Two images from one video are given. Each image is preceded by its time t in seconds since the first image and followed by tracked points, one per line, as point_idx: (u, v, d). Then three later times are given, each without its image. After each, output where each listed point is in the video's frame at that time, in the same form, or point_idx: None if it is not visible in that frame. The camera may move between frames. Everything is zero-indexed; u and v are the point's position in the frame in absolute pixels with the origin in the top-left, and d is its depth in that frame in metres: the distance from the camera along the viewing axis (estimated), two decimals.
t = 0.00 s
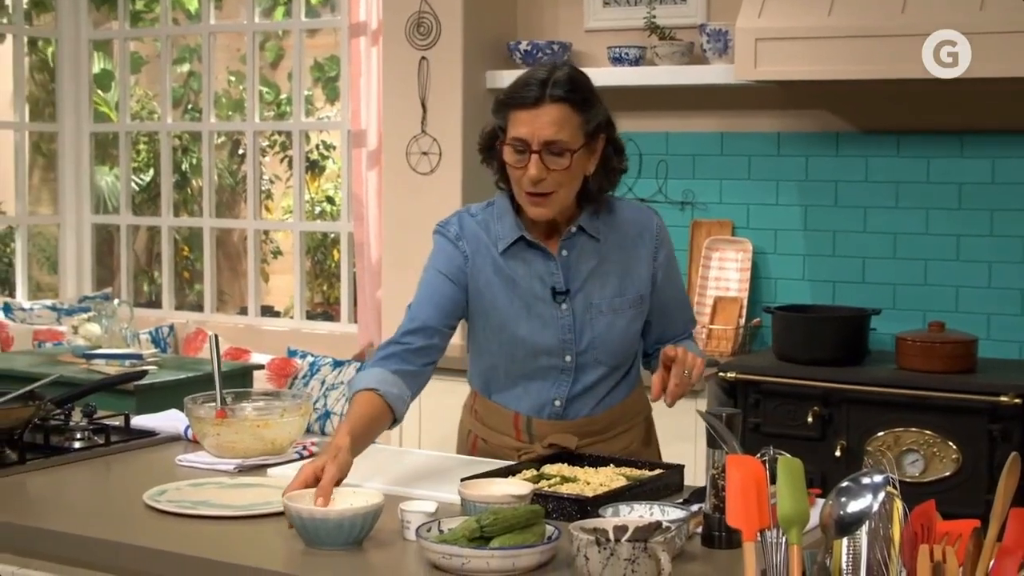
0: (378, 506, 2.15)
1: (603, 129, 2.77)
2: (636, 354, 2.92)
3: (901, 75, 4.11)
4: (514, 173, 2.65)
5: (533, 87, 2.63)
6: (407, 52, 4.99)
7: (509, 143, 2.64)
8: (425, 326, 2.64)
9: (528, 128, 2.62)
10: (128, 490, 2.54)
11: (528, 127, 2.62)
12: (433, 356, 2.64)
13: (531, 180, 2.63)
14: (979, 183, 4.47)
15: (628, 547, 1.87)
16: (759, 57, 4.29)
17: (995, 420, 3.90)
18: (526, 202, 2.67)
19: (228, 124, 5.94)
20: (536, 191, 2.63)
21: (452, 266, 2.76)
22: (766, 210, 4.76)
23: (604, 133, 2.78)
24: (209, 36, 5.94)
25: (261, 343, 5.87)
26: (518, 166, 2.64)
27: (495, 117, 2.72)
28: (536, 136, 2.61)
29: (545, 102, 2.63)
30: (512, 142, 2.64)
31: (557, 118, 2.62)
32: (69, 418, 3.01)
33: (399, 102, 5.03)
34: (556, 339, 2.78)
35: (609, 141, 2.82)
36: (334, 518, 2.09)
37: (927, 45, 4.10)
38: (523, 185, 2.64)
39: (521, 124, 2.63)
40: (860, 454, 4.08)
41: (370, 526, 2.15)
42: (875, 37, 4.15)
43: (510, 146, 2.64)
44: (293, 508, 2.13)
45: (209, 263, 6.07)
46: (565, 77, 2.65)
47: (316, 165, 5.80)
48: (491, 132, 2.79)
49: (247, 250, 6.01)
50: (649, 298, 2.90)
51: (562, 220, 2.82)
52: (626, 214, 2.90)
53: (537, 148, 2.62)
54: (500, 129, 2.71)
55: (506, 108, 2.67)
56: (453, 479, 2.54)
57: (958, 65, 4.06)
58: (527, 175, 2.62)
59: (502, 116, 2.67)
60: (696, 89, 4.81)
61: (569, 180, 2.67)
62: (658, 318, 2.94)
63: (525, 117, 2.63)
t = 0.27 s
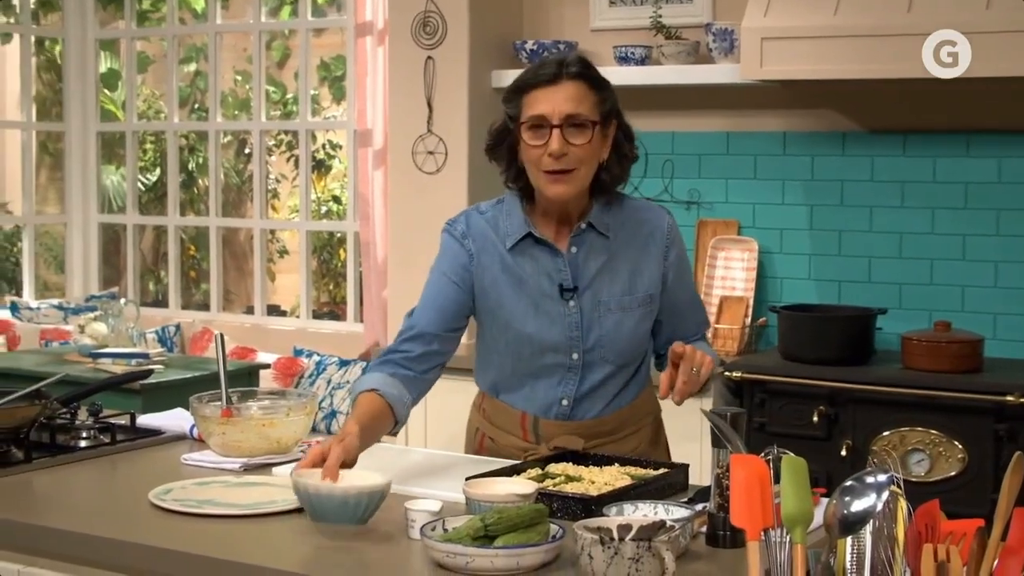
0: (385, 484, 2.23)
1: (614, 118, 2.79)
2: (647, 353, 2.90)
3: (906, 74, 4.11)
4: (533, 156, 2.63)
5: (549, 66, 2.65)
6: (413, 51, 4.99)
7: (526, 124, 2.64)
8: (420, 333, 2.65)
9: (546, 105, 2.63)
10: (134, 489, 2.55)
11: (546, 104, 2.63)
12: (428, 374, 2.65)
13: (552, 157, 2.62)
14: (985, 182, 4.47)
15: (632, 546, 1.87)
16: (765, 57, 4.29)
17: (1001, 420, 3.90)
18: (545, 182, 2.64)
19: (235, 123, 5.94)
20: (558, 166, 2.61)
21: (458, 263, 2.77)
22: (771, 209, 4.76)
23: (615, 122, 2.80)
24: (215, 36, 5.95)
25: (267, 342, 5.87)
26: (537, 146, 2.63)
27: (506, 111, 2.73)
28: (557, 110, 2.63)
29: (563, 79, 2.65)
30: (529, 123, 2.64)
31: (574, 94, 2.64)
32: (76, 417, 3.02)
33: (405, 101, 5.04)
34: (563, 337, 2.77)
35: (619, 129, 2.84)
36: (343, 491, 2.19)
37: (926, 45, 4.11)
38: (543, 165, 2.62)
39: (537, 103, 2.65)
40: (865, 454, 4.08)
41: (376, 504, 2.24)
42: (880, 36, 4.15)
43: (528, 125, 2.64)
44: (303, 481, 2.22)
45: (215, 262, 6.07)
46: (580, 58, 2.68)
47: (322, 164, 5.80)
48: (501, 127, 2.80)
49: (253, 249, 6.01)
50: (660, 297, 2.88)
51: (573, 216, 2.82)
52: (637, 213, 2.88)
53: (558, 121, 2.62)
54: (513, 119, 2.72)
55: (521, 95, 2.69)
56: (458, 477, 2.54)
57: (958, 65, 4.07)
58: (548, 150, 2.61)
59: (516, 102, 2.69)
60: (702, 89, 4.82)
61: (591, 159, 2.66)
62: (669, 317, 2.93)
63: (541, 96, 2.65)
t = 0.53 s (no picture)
0: (406, 416, 2.32)
1: (615, 112, 2.78)
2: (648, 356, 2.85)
3: (909, 74, 4.12)
4: (540, 143, 2.63)
5: (554, 58, 2.66)
6: (416, 52, 5.00)
7: (533, 114, 2.65)
8: (407, 340, 2.77)
9: (553, 95, 2.64)
10: (138, 488, 2.56)
11: (553, 95, 2.63)
12: (423, 382, 2.78)
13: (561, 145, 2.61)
14: (988, 183, 4.48)
15: (634, 546, 1.87)
16: (767, 57, 4.30)
17: (1004, 420, 3.90)
18: (553, 171, 2.63)
19: (238, 124, 5.94)
20: (568, 154, 2.61)
21: (454, 260, 2.84)
22: (774, 210, 4.76)
23: (616, 116, 2.79)
24: (218, 37, 5.95)
25: (270, 343, 5.88)
26: (545, 135, 2.63)
27: (510, 102, 2.74)
28: (564, 100, 2.63)
29: (568, 69, 2.65)
30: (536, 113, 2.65)
31: (580, 84, 2.65)
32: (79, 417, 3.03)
33: (408, 102, 5.04)
34: (556, 333, 2.76)
35: (619, 123, 2.83)
36: (366, 420, 2.27)
37: (927, 45, 4.11)
38: (552, 153, 2.62)
39: (543, 94, 2.65)
40: (867, 455, 4.08)
41: (397, 434, 2.33)
42: (883, 37, 4.16)
43: (535, 115, 2.64)
44: (325, 412, 2.30)
45: (218, 262, 6.07)
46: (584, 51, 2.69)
47: (325, 165, 5.80)
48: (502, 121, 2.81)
49: (256, 250, 6.01)
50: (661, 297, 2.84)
51: (572, 213, 2.81)
52: (639, 213, 2.86)
53: (565, 110, 2.63)
54: (516, 111, 2.72)
55: (526, 86, 2.69)
56: (460, 477, 2.54)
57: (959, 64, 4.07)
58: (557, 138, 2.61)
59: (521, 93, 2.69)
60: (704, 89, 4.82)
61: (599, 148, 2.65)
62: (671, 320, 2.87)
63: (547, 87, 2.65)
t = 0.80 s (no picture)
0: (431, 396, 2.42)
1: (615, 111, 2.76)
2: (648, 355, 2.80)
3: (911, 74, 4.12)
4: (543, 145, 2.62)
5: (555, 59, 2.64)
6: (418, 52, 5.00)
7: (535, 115, 2.64)
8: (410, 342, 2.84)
9: (555, 97, 2.62)
10: (140, 489, 2.56)
11: (555, 96, 2.62)
12: (432, 378, 2.85)
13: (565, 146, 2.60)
14: (990, 184, 4.48)
15: (637, 547, 1.87)
16: (769, 58, 4.30)
17: (1006, 421, 3.90)
18: (557, 171, 2.62)
19: (240, 124, 5.95)
20: (570, 155, 2.59)
21: (455, 259, 2.86)
22: (776, 210, 4.77)
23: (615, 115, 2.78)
24: (220, 37, 5.95)
25: (272, 343, 5.88)
26: (548, 138, 2.62)
27: (513, 103, 2.73)
28: (567, 101, 2.61)
29: (569, 70, 2.64)
30: (539, 115, 2.64)
31: (581, 85, 2.63)
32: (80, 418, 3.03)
33: (410, 102, 5.04)
34: (550, 329, 2.74)
35: (617, 121, 2.81)
36: (402, 410, 2.33)
37: (928, 45, 4.11)
38: (556, 154, 2.60)
39: (546, 95, 2.64)
40: (870, 455, 4.08)
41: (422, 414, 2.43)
42: (884, 37, 4.16)
43: (537, 116, 2.63)
44: (362, 401, 2.36)
45: (219, 263, 6.07)
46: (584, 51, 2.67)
47: (328, 166, 5.80)
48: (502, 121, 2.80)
49: (258, 250, 6.01)
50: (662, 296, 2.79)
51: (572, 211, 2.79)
52: (641, 211, 2.82)
53: (569, 112, 2.61)
54: (518, 112, 2.71)
55: (528, 87, 2.68)
56: (462, 478, 2.54)
57: (959, 64, 4.06)
58: (562, 139, 2.59)
59: (522, 94, 2.68)
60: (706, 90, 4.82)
61: (602, 148, 2.63)
62: (672, 321, 2.81)
63: (549, 88, 2.64)
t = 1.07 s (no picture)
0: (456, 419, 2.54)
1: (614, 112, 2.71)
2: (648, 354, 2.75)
3: (911, 75, 4.12)
4: (540, 152, 2.58)
5: (552, 66, 2.59)
6: (419, 53, 5.00)
7: (532, 123, 2.59)
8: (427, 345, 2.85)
9: (552, 105, 2.57)
10: (140, 489, 2.56)
11: (552, 104, 2.57)
12: (456, 379, 2.85)
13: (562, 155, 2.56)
14: (991, 184, 4.48)
15: (637, 548, 1.87)
16: (770, 58, 4.30)
17: (1006, 421, 3.90)
18: (554, 179, 2.58)
19: (240, 125, 5.95)
20: (569, 163, 2.56)
21: (458, 260, 2.83)
22: (776, 211, 4.77)
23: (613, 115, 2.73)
24: (220, 38, 5.95)
25: (272, 344, 5.88)
26: (546, 146, 2.58)
27: (510, 107, 2.68)
28: (564, 110, 2.56)
29: (567, 77, 2.58)
30: (536, 123, 2.59)
31: (580, 92, 2.58)
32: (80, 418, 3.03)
33: (410, 102, 5.04)
34: (548, 327, 2.71)
35: (614, 122, 2.76)
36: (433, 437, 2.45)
37: (928, 45, 4.10)
38: (553, 162, 2.56)
39: (543, 103, 2.59)
40: (870, 455, 4.08)
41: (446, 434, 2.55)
42: (885, 37, 4.16)
43: (534, 125, 2.58)
44: (389, 430, 2.46)
45: (220, 263, 6.07)
46: (582, 55, 2.62)
47: (328, 166, 5.80)
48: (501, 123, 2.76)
49: (258, 251, 6.01)
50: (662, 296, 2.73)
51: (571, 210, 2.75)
52: (642, 211, 2.77)
53: (565, 120, 2.56)
54: (516, 117, 2.66)
55: (525, 93, 2.63)
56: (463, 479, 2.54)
57: (959, 64, 4.06)
58: (558, 148, 2.55)
59: (520, 100, 2.63)
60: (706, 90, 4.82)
61: (599, 154, 2.60)
62: (673, 322, 2.76)
63: (547, 96, 2.58)
